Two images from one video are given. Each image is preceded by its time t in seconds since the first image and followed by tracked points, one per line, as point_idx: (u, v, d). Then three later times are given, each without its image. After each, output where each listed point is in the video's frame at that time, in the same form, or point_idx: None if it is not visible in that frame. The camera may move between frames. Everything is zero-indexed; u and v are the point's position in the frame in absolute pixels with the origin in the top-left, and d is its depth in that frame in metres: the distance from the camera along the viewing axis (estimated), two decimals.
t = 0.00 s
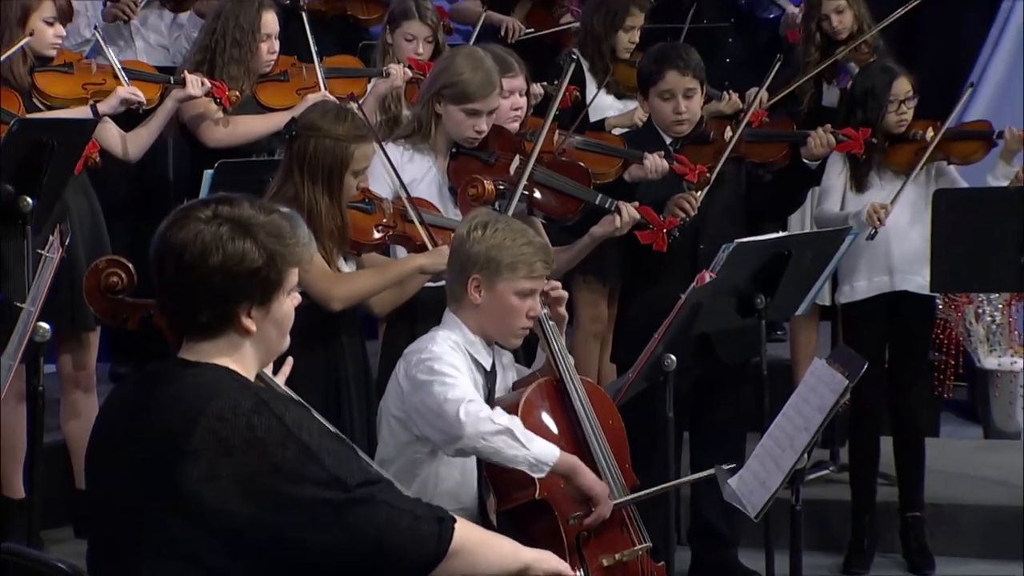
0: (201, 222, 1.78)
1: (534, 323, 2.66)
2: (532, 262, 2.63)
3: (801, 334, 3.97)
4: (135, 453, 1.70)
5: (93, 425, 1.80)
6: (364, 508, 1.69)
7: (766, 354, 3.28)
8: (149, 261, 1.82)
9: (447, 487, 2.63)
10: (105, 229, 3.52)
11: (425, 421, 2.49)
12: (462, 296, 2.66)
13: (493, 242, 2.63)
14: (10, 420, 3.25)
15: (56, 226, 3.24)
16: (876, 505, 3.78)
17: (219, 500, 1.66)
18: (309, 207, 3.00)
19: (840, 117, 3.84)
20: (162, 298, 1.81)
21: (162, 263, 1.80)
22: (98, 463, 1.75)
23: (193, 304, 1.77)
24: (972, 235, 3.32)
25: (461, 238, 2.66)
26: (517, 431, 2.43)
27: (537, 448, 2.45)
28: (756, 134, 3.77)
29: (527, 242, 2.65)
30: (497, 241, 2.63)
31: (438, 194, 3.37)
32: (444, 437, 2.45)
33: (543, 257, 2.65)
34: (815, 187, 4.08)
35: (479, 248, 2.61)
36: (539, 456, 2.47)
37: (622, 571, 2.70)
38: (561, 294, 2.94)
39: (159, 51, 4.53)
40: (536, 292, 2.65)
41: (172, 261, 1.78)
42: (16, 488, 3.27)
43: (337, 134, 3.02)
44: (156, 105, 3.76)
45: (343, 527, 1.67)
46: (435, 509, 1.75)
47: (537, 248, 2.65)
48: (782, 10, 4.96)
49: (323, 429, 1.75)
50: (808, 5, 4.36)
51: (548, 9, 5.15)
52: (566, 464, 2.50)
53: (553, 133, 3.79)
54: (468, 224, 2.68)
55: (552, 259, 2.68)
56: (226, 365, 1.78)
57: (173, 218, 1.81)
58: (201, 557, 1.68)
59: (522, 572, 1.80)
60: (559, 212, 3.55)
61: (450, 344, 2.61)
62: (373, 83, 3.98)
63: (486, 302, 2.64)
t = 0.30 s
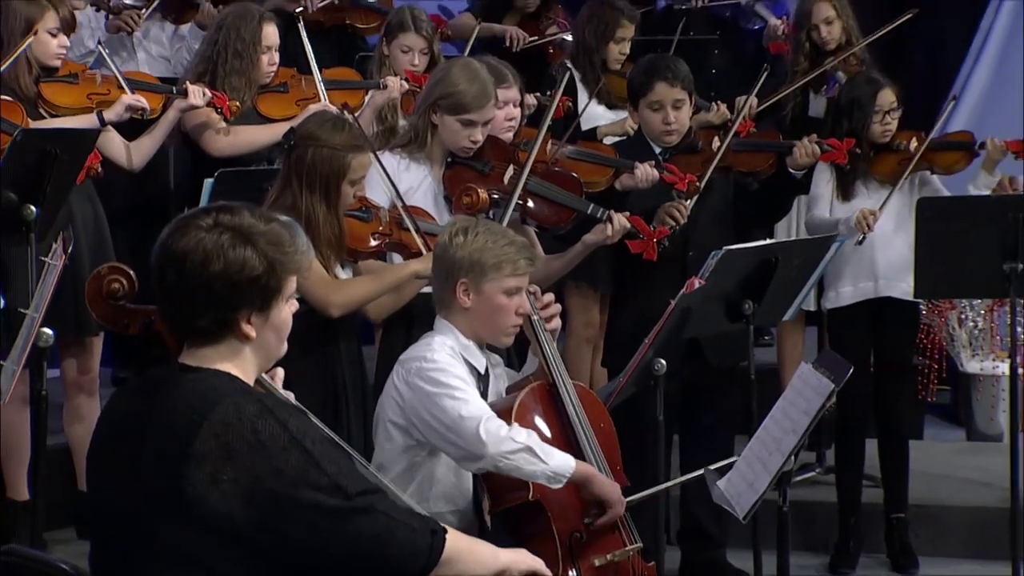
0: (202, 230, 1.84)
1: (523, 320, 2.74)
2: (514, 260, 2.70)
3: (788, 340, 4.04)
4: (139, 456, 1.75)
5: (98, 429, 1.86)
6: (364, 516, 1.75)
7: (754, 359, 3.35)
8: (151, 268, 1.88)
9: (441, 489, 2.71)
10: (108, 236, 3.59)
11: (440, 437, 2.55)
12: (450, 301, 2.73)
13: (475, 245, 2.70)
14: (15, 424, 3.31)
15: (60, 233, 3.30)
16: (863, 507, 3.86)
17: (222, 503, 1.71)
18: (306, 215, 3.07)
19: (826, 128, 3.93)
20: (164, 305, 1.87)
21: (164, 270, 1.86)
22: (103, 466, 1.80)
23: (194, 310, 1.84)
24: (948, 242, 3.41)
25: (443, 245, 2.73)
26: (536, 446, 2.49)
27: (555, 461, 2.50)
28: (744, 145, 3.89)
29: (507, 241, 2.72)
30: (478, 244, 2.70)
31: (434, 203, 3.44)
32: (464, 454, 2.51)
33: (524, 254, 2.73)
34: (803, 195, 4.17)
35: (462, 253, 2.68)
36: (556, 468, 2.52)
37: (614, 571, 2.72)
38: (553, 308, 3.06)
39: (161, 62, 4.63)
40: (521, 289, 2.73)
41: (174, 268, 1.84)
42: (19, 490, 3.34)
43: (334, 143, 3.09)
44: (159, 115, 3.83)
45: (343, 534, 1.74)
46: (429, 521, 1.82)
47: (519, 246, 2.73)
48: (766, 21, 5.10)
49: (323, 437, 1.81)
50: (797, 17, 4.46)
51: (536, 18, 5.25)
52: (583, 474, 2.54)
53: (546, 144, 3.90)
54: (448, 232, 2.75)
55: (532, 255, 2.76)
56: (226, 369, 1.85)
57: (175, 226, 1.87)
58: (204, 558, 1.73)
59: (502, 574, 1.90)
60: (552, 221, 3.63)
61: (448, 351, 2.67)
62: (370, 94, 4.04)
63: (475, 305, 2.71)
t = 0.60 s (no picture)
0: (199, 233, 1.87)
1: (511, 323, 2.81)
2: (504, 263, 2.77)
3: (772, 342, 4.13)
4: (135, 456, 1.76)
5: (95, 430, 1.88)
6: (351, 507, 1.74)
7: (740, 360, 3.42)
8: (149, 271, 1.91)
9: (433, 486, 2.77)
10: (108, 240, 3.66)
11: (409, 415, 2.63)
12: (441, 303, 2.81)
13: (465, 248, 2.76)
14: (16, 425, 3.37)
15: (60, 237, 3.36)
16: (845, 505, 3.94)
17: (212, 500, 1.71)
18: (302, 218, 3.13)
19: (810, 134, 4.02)
20: (161, 306, 1.90)
21: (162, 273, 1.88)
22: (99, 466, 1.82)
23: (190, 311, 1.86)
24: (931, 249, 3.49)
25: (435, 247, 2.80)
26: (495, 424, 2.55)
27: (513, 441, 2.55)
28: (729, 151, 3.97)
29: (498, 246, 2.79)
30: (469, 247, 2.77)
31: (427, 207, 3.51)
32: (426, 429, 2.58)
33: (514, 258, 2.79)
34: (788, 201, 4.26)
35: (452, 256, 2.75)
36: (516, 450, 2.57)
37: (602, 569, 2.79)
38: (543, 309, 3.12)
39: (160, 70, 4.73)
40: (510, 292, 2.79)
41: (171, 270, 1.87)
42: (21, 490, 3.40)
43: (328, 150, 3.15)
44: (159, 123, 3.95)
45: (331, 526, 1.73)
46: (418, 510, 1.80)
47: (509, 250, 2.79)
48: (749, 31, 5.21)
49: (310, 431, 1.80)
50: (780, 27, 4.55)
51: (521, 27, 5.33)
52: (543, 459, 2.59)
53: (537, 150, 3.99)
54: (441, 234, 2.82)
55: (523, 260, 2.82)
56: (220, 369, 1.87)
57: (172, 229, 1.90)
58: (197, 556, 1.73)
59: (510, 573, 1.85)
60: (544, 224, 3.72)
61: (435, 347, 2.75)
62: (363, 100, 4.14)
63: (464, 307, 2.78)
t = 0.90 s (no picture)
0: (196, 237, 1.93)
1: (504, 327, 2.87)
2: (501, 269, 2.83)
3: (757, 344, 4.21)
4: (131, 456, 1.82)
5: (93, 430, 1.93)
6: (344, 505, 1.81)
7: (725, 361, 3.49)
8: (146, 274, 1.96)
9: (425, 485, 2.84)
10: (106, 244, 3.72)
11: (398, 415, 2.69)
12: (438, 305, 2.87)
13: (464, 252, 2.83)
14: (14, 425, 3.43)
15: (58, 241, 3.42)
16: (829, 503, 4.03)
17: (208, 499, 1.78)
18: (295, 222, 3.19)
19: (793, 140, 4.10)
20: (157, 308, 1.95)
21: (158, 276, 1.94)
22: (98, 465, 1.87)
23: (185, 313, 1.92)
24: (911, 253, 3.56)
25: (435, 250, 2.87)
26: (479, 427, 2.60)
27: (496, 444, 2.61)
28: (715, 157, 4.06)
29: (496, 251, 2.85)
30: (467, 251, 2.83)
31: (419, 213, 3.58)
32: (411, 429, 2.64)
33: (511, 264, 2.85)
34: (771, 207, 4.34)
35: (451, 259, 2.82)
36: (499, 452, 2.63)
37: (592, 565, 2.86)
38: (534, 311, 3.19)
39: (156, 77, 4.80)
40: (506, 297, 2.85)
41: (167, 273, 1.93)
42: (20, 489, 3.46)
43: (322, 154, 3.22)
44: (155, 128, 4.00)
45: (325, 523, 1.79)
46: (409, 509, 1.87)
47: (506, 256, 2.86)
48: (732, 39, 5.27)
49: (304, 430, 1.87)
50: (762, 35, 4.63)
51: (511, 34, 5.39)
52: (524, 463, 2.65)
53: (528, 154, 4.07)
54: (441, 237, 2.88)
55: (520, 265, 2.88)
56: (216, 371, 1.93)
57: (169, 233, 1.96)
58: (193, 554, 1.79)
59: (501, 570, 1.94)
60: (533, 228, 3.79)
61: (428, 348, 2.82)
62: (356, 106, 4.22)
63: (460, 309, 2.84)
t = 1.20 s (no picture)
0: (189, 241, 1.99)
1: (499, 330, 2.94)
2: (495, 274, 2.91)
3: (742, 346, 4.29)
4: (131, 455, 1.86)
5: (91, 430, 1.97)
6: (341, 511, 1.88)
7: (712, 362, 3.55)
8: (141, 279, 2.02)
9: (419, 485, 2.91)
10: (103, 247, 3.78)
11: (417, 431, 2.73)
12: (433, 310, 2.93)
13: (458, 258, 2.90)
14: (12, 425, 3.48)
15: (57, 244, 3.48)
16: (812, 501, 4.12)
17: (208, 499, 1.83)
18: (290, 226, 3.25)
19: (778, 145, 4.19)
20: (154, 312, 2.01)
21: (154, 280, 2.00)
22: (97, 464, 1.91)
23: (182, 316, 1.98)
24: (895, 257, 3.64)
25: (429, 256, 2.93)
26: (507, 440, 2.66)
27: (526, 454, 2.67)
28: (698, 160, 4.13)
29: (490, 256, 2.93)
30: (462, 257, 2.91)
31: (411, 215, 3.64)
32: (439, 449, 2.69)
33: (504, 268, 2.93)
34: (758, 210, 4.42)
35: (446, 265, 2.89)
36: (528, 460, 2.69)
37: (581, 561, 2.91)
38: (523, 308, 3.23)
39: (153, 83, 4.88)
40: (501, 301, 2.93)
41: (163, 278, 1.98)
42: (19, 488, 3.51)
43: (315, 159, 3.28)
44: (153, 133, 4.06)
45: (322, 528, 1.86)
46: (403, 515, 1.95)
47: (500, 261, 2.94)
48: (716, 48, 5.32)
49: (304, 436, 1.94)
50: (747, 43, 4.72)
51: (504, 41, 5.45)
52: (552, 466, 2.72)
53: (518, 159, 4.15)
54: (435, 244, 2.95)
55: (512, 270, 2.97)
56: (212, 371, 1.99)
57: (162, 237, 2.01)
58: (192, 553, 1.84)
59: (477, 561, 2.04)
60: (524, 229, 3.87)
61: (427, 354, 2.86)
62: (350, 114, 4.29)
63: (456, 313, 2.91)
